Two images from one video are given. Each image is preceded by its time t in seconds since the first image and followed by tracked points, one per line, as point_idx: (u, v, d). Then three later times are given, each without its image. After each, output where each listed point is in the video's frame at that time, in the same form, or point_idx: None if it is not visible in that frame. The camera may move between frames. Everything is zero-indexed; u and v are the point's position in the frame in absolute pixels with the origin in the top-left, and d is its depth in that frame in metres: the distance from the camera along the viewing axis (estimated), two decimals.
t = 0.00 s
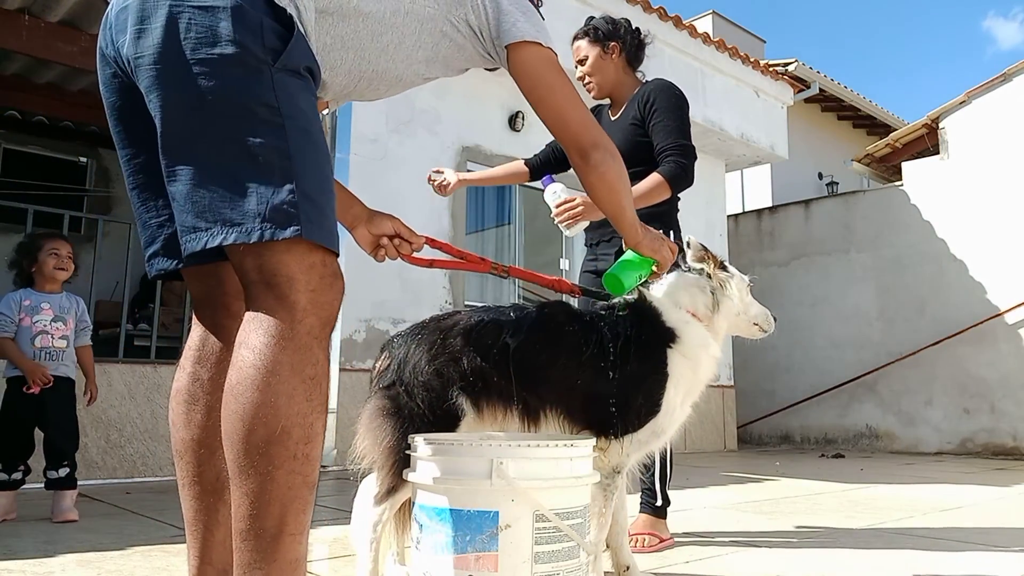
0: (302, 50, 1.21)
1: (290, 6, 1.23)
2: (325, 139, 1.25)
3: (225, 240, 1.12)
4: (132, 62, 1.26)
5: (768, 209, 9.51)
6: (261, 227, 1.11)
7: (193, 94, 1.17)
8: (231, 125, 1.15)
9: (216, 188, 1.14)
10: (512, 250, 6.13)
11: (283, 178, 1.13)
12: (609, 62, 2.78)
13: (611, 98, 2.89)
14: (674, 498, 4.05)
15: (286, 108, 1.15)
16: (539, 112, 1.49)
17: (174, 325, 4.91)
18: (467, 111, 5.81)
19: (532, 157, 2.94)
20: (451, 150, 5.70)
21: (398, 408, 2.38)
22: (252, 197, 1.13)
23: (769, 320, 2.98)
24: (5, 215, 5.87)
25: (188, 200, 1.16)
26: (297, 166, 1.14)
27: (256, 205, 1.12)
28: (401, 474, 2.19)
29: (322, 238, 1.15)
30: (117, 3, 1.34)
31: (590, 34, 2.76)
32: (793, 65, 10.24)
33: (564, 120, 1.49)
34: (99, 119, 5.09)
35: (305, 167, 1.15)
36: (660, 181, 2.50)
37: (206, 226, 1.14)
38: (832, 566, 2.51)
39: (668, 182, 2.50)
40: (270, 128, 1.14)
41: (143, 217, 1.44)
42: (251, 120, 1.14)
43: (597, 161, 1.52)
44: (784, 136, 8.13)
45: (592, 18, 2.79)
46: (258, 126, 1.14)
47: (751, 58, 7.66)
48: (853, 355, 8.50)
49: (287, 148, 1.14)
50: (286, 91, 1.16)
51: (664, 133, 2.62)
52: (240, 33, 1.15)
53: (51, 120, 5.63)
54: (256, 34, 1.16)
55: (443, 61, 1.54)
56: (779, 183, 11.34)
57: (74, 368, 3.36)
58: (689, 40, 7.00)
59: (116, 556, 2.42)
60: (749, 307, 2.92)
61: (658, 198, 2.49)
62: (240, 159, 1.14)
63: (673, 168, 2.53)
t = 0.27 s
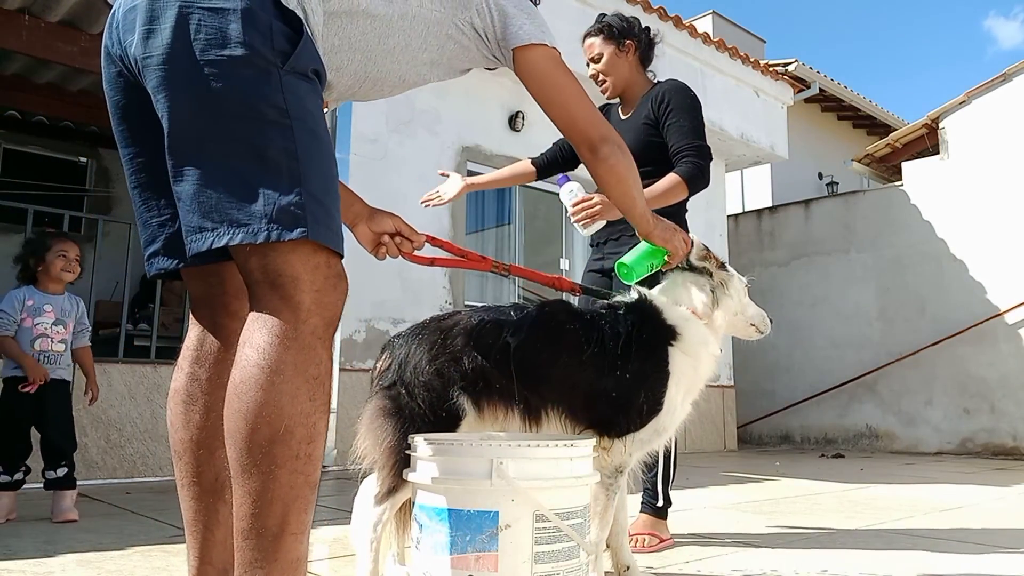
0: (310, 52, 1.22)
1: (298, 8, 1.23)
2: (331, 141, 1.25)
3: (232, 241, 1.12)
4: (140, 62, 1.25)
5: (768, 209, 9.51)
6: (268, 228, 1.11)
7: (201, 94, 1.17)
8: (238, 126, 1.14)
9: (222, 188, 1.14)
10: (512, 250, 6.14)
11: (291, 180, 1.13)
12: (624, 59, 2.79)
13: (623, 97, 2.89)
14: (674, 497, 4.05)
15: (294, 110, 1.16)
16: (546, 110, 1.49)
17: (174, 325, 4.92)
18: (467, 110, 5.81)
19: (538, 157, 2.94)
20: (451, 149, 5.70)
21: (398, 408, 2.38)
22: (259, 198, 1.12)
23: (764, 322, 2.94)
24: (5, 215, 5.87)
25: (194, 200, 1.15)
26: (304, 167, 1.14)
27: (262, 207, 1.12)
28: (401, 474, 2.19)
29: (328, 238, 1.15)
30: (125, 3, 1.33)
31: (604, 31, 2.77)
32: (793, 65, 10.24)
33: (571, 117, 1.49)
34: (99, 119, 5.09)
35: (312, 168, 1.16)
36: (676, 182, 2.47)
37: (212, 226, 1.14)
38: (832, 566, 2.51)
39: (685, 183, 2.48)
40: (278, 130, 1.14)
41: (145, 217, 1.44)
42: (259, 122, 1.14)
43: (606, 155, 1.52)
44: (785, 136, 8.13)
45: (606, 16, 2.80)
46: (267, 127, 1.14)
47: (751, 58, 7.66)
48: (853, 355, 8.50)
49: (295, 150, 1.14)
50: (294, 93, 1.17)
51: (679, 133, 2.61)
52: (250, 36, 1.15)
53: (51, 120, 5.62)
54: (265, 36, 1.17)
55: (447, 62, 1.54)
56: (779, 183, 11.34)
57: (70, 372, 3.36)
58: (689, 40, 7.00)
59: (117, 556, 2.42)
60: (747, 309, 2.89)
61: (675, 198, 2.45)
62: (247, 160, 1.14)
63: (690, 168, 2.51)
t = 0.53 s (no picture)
0: (311, 53, 1.22)
1: (299, 9, 1.23)
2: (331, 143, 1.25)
3: (232, 240, 1.12)
4: (140, 60, 1.25)
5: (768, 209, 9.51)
6: (268, 228, 1.11)
7: (201, 93, 1.16)
8: (239, 125, 1.14)
9: (221, 187, 1.14)
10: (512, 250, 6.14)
11: (291, 180, 1.13)
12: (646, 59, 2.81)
13: (634, 96, 2.88)
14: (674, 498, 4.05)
15: (294, 111, 1.16)
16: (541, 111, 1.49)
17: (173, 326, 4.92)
18: (467, 111, 5.81)
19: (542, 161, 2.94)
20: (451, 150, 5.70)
21: (398, 408, 2.38)
22: (258, 198, 1.12)
23: (764, 322, 2.95)
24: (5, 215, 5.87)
25: (194, 199, 1.15)
26: (304, 167, 1.14)
27: (262, 207, 1.12)
28: (401, 474, 2.19)
29: (327, 239, 1.16)
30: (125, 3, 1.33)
31: (630, 27, 2.74)
32: (793, 65, 10.24)
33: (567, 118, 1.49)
34: (99, 119, 5.09)
35: (312, 169, 1.16)
36: (692, 185, 2.49)
37: (212, 225, 1.14)
38: (832, 566, 2.51)
39: (703, 185, 2.51)
40: (279, 130, 1.14)
41: (143, 216, 1.44)
42: (260, 122, 1.14)
43: (602, 157, 1.51)
44: (784, 136, 8.13)
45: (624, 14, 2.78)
46: (267, 127, 1.14)
47: (751, 58, 7.66)
48: (853, 356, 8.50)
49: (295, 151, 1.14)
50: (296, 94, 1.17)
51: (694, 137, 2.62)
52: (252, 36, 1.15)
53: (51, 120, 5.62)
54: (267, 37, 1.17)
55: (444, 63, 1.54)
56: (779, 183, 11.34)
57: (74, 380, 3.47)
58: (689, 40, 7.00)
59: (116, 556, 2.42)
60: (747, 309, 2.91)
61: (693, 201, 2.49)
62: (247, 160, 1.14)
63: (705, 171, 2.53)
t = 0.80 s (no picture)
0: (310, 52, 1.22)
1: (298, 9, 1.24)
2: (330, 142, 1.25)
3: (231, 240, 1.12)
4: (138, 61, 1.25)
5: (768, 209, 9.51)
6: (266, 229, 1.11)
7: (200, 93, 1.16)
8: (237, 125, 1.14)
9: (220, 187, 1.14)
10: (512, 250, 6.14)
11: (290, 181, 1.13)
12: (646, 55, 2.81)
13: (636, 95, 2.88)
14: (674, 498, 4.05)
15: (294, 111, 1.16)
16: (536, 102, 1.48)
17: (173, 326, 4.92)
18: (467, 111, 5.81)
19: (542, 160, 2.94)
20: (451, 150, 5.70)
21: (397, 408, 2.38)
22: (257, 199, 1.12)
23: (763, 323, 2.95)
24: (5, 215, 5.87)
25: (193, 200, 1.15)
26: (303, 167, 1.15)
27: (260, 207, 1.12)
28: (401, 474, 2.19)
29: (325, 238, 1.16)
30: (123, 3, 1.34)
31: (627, 26, 2.76)
32: (793, 65, 10.24)
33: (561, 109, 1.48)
34: (99, 119, 5.09)
35: (311, 169, 1.16)
36: (704, 187, 2.50)
37: (211, 225, 1.14)
38: (833, 566, 2.50)
39: (716, 186, 2.52)
40: (278, 130, 1.14)
41: (141, 217, 1.44)
42: (259, 122, 1.14)
43: (596, 151, 1.50)
44: (784, 136, 8.12)
45: (623, 14, 2.79)
46: (266, 128, 1.14)
47: (751, 58, 7.66)
48: (852, 355, 8.50)
49: (294, 151, 1.15)
50: (295, 94, 1.17)
51: (702, 139, 2.62)
52: (250, 36, 1.16)
53: (51, 120, 5.61)
54: (265, 38, 1.17)
55: (441, 59, 1.54)
56: (779, 183, 11.34)
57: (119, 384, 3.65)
58: (690, 39, 7.00)
59: (116, 556, 2.42)
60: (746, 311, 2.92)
61: (707, 201, 2.51)
62: (245, 160, 1.14)
63: (716, 174, 2.54)
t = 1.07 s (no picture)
0: (309, 55, 1.23)
1: (298, 10, 1.25)
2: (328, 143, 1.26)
3: (231, 241, 1.11)
4: (137, 60, 1.24)
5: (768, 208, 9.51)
6: (268, 229, 1.11)
7: (199, 93, 1.16)
8: (237, 125, 1.13)
9: (220, 188, 1.13)
10: (512, 250, 6.14)
11: (291, 182, 1.13)
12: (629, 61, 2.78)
13: (627, 97, 2.88)
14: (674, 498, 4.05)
15: (294, 111, 1.16)
16: (530, 94, 1.48)
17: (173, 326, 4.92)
18: (467, 111, 5.81)
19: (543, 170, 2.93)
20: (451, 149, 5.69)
21: (396, 409, 2.38)
22: (258, 199, 1.12)
23: (759, 321, 2.97)
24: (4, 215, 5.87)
25: (192, 200, 1.13)
26: (303, 167, 1.15)
27: (260, 207, 1.12)
28: (401, 474, 2.19)
29: (325, 239, 1.16)
30: (121, 1, 1.33)
31: (607, 35, 2.73)
32: (793, 65, 10.24)
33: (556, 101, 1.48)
34: (98, 119, 5.09)
35: (310, 169, 1.16)
36: (698, 188, 2.51)
37: (211, 226, 1.13)
38: (832, 566, 2.50)
39: (707, 187, 2.52)
40: (278, 130, 1.14)
41: (138, 218, 1.44)
42: (259, 122, 1.14)
43: (591, 142, 1.50)
44: (784, 136, 8.12)
45: (605, 19, 2.76)
46: (266, 128, 1.14)
47: (751, 58, 7.66)
48: (852, 355, 8.50)
49: (295, 153, 1.15)
50: (294, 94, 1.17)
51: (694, 141, 2.62)
52: (251, 37, 1.16)
53: (51, 120, 5.61)
54: (266, 38, 1.18)
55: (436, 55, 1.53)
56: (779, 183, 11.34)
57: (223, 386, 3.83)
58: (689, 39, 7.00)
59: (115, 556, 2.41)
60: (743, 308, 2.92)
61: (700, 203, 2.51)
62: (245, 160, 1.13)
63: (708, 175, 2.54)
